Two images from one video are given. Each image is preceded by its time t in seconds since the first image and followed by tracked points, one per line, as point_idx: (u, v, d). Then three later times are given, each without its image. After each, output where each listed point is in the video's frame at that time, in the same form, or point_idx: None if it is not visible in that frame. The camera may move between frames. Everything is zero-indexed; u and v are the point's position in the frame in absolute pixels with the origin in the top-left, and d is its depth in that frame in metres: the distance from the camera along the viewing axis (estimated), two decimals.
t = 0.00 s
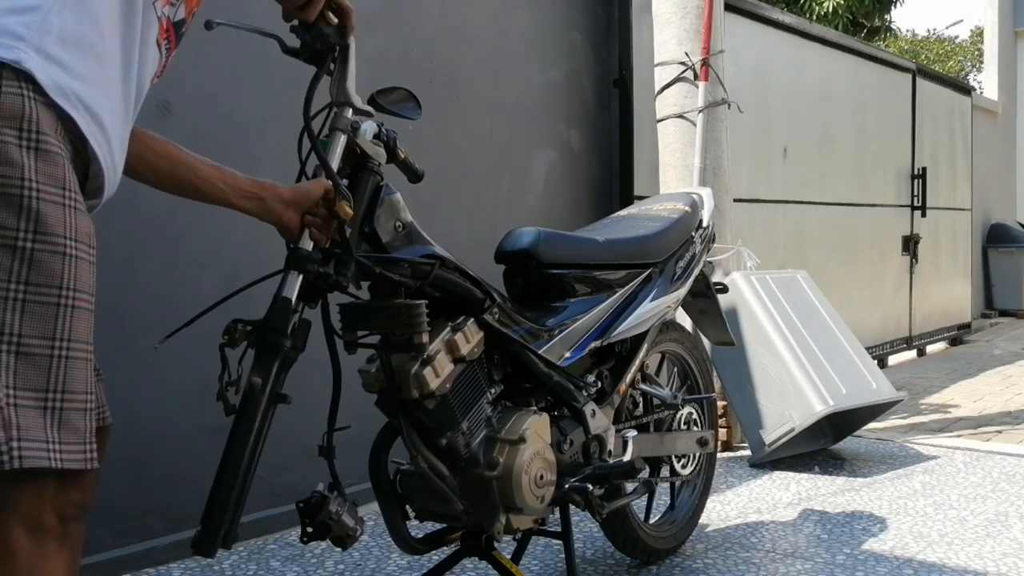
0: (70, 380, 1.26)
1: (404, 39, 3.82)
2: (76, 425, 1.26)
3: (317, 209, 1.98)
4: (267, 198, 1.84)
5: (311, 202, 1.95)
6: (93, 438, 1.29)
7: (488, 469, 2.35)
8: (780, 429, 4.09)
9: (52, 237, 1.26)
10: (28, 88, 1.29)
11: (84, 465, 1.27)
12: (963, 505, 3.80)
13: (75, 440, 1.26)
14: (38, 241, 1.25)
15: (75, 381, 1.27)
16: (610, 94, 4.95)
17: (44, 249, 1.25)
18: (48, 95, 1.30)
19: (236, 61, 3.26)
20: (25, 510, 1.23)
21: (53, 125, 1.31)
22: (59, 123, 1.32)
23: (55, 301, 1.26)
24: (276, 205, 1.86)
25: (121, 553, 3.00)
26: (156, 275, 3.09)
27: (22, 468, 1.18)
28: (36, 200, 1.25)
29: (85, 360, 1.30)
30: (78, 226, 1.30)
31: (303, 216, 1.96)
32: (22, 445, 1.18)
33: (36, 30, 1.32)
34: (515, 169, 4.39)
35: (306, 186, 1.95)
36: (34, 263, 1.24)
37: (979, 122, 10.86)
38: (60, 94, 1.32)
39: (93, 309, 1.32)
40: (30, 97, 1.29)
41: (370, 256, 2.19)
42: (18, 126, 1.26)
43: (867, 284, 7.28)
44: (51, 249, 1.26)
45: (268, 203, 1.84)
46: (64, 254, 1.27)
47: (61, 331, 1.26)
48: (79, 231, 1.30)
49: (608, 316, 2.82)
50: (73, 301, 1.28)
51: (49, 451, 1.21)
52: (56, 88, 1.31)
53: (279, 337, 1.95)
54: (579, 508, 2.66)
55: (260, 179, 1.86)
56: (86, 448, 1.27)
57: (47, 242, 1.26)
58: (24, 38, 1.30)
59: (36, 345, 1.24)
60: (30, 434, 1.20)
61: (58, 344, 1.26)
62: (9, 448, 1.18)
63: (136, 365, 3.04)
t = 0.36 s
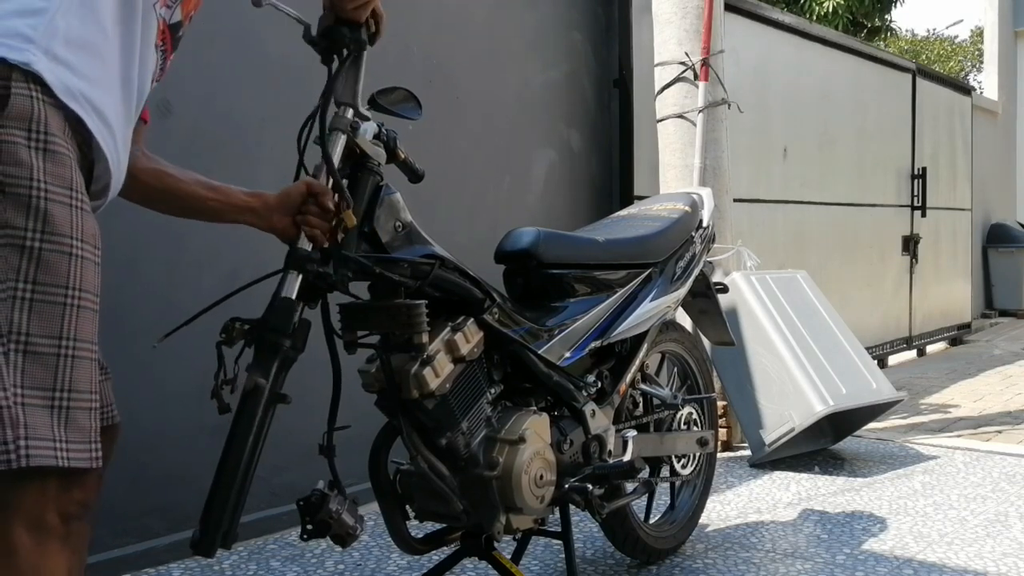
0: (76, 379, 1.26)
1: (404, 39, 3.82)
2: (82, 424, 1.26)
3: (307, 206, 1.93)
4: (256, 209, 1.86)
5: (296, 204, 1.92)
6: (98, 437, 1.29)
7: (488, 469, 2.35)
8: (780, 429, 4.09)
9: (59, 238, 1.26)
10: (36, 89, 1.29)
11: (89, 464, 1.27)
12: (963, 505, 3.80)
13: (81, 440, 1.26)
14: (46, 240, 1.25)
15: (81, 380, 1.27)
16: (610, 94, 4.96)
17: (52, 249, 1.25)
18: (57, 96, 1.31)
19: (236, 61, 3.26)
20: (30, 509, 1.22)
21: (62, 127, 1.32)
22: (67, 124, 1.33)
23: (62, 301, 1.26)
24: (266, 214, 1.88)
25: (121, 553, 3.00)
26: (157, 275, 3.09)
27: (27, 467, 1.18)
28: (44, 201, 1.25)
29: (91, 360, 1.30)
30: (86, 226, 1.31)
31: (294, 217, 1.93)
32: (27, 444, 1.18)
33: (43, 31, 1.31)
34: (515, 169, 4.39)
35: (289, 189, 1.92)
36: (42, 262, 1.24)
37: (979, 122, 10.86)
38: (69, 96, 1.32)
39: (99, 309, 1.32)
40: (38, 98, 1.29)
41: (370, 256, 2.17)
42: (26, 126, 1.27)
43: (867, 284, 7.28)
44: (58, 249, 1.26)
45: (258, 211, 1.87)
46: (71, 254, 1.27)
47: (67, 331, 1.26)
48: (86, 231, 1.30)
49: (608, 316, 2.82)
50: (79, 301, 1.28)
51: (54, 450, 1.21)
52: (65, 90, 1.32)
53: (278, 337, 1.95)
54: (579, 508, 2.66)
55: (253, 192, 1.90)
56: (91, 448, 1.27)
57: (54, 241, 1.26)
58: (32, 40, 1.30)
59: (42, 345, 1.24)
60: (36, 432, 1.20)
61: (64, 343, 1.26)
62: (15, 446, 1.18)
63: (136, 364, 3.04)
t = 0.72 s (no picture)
0: (78, 380, 1.26)
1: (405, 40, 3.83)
2: (84, 424, 1.26)
3: (307, 204, 1.93)
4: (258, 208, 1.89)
5: (296, 202, 1.93)
6: (101, 437, 1.30)
7: (488, 469, 2.35)
8: (780, 429, 4.09)
9: (61, 238, 1.26)
10: (37, 90, 1.29)
11: (92, 464, 1.27)
12: (963, 505, 3.80)
13: (83, 440, 1.26)
14: (47, 240, 1.25)
15: (83, 380, 1.27)
16: (610, 94, 4.96)
17: (53, 250, 1.25)
18: (56, 99, 1.30)
19: (236, 62, 3.26)
20: (36, 509, 1.22)
21: (62, 129, 1.31)
22: (68, 127, 1.33)
23: (65, 302, 1.26)
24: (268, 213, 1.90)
25: (121, 553, 3.00)
26: (157, 275, 3.09)
27: (30, 467, 1.19)
28: (45, 201, 1.25)
29: (94, 360, 1.30)
30: (88, 227, 1.31)
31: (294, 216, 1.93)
32: (30, 444, 1.19)
33: (46, 34, 1.32)
34: (515, 169, 4.39)
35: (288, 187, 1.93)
36: (43, 263, 1.24)
37: (979, 122, 10.86)
38: (67, 99, 1.32)
39: (102, 309, 1.32)
40: (39, 99, 1.29)
41: (370, 256, 2.20)
42: (27, 126, 1.27)
43: (867, 284, 7.28)
44: (60, 250, 1.26)
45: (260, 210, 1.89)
46: (73, 255, 1.27)
47: (70, 331, 1.26)
48: (88, 231, 1.30)
49: (608, 316, 2.82)
50: (82, 301, 1.28)
51: (57, 450, 1.21)
52: (63, 94, 1.32)
53: (279, 336, 1.95)
54: (579, 508, 2.66)
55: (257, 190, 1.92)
56: (94, 448, 1.27)
57: (56, 242, 1.26)
58: (34, 42, 1.30)
59: (43, 345, 1.24)
60: (38, 432, 1.20)
61: (66, 344, 1.26)
62: (18, 446, 1.18)
63: (136, 364, 3.04)
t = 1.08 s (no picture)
0: (87, 381, 1.26)
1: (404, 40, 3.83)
2: (94, 425, 1.27)
3: (316, 208, 1.96)
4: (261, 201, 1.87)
5: (305, 203, 1.94)
6: (111, 437, 1.30)
7: (488, 469, 2.35)
8: (780, 429, 4.09)
9: (70, 240, 1.27)
10: (47, 94, 1.29)
11: (102, 465, 1.27)
12: (963, 505, 3.80)
13: (92, 441, 1.26)
14: (57, 242, 1.25)
15: (93, 381, 1.27)
16: (610, 94, 4.96)
17: (63, 251, 1.26)
18: (63, 102, 1.30)
19: (237, 62, 3.27)
20: (46, 508, 1.23)
21: (72, 131, 1.31)
22: (78, 130, 1.33)
23: (75, 303, 1.26)
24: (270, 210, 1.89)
25: (121, 553, 3.00)
26: (157, 275, 3.10)
27: (39, 468, 1.19)
28: (55, 203, 1.26)
29: (104, 361, 1.30)
30: (98, 228, 1.31)
31: (299, 215, 1.94)
32: (39, 445, 1.19)
33: (57, 38, 1.31)
34: (515, 169, 4.39)
35: (299, 187, 1.94)
36: (53, 264, 1.25)
37: (979, 122, 10.86)
38: (75, 103, 1.31)
39: (112, 310, 1.33)
40: (49, 103, 1.29)
41: (369, 256, 2.20)
42: (37, 128, 1.27)
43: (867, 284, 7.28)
44: (70, 251, 1.26)
45: (262, 205, 1.87)
46: (83, 256, 1.27)
47: (79, 332, 1.26)
48: (98, 233, 1.30)
49: (608, 316, 2.82)
50: (91, 302, 1.28)
51: (66, 451, 1.22)
52: (72, 99, 1.31)
53: (279, 336, 1.95)
54: (579, 508, 2.66)
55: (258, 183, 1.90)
56: (103, 448, 1.28)
57: (66, 244, 1.26)
58: (44, 46, 1.30)
59: (54, 346, 1.24)
60: (47, 433, 1.21)
61: (75, 344, 1.26)
62: (27, 446, 1.18)
63: (136, 365, 3.04)
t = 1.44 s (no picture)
0: (81, 381, 1.26)
1: (404, 40, 3.83)
2: (89, 425, 1.27)
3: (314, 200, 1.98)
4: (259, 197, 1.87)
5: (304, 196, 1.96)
6: (107, 437, 1.30)
7: (488, 469, 2.35)
8: (780, 429, 4.08)
9: (59, 240, 1.26)
10: (31, 93, 1.29)
11: (97, 464, 1.28)
12: (963, 505, 3.80)
13: (88, 441, 1.27)
14: (46, 242, 1.25)
15: (86, 381, 1.27)
16: (610, 94, 4.96)
17: (52, 251, 1.25)
18: (49, 102, 1.30)
19: (236, 62, 3.27)
20: (45, 507, 1.24)
21: (57, 129, 1.31)
22: (64, 128, 1.32)
23: (65, 303, 1.26)
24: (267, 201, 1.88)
25: (121, 553, 3.00)
26: (157, 275, 3.10)
27: (33, 469, 1.20)
28: (42, 202, 1.25)
29: (97, 360, 1.30)
30: (87, 227, 1.30)
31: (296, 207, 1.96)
32: (32, 447, 1.20)
33: (40, 37, 1.31)
34: (515, 169, 4.39)
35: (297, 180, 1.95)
36: (41, 265, 1.25)
37: (980, 121, 10.85)
38: (61, 101, 1.31)
39: (104, 309, 1.32)
40: (33, 102, 1.29)
41: (369, 256, 2.20)
42: (22, 129, 1.27)
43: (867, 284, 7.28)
44: (59, 252, 1.26)
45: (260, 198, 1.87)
46: (72, 256, 1.27)
47: (71, 333, 1.26)
48: (88, 232, 1.30)
49: (608, 316, 2.82)
50: (83, 302, 1.28)
51: (60, 452, 1.23)
52: (57, 96, 1.31)
53: (279, 336, 1.95)
54: (579, 508, 2.66)
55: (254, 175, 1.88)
56: (99, 448, 1.28)
57: (54, 243, 1.26)
58: (27, 45, 1.30)
59: (46, 347, 1.24)
60: (41, 435, 1.21)
61: (68, 345, 1.26)
62: (20, 449, 1.19)
63: (136, 365, 3.04)
